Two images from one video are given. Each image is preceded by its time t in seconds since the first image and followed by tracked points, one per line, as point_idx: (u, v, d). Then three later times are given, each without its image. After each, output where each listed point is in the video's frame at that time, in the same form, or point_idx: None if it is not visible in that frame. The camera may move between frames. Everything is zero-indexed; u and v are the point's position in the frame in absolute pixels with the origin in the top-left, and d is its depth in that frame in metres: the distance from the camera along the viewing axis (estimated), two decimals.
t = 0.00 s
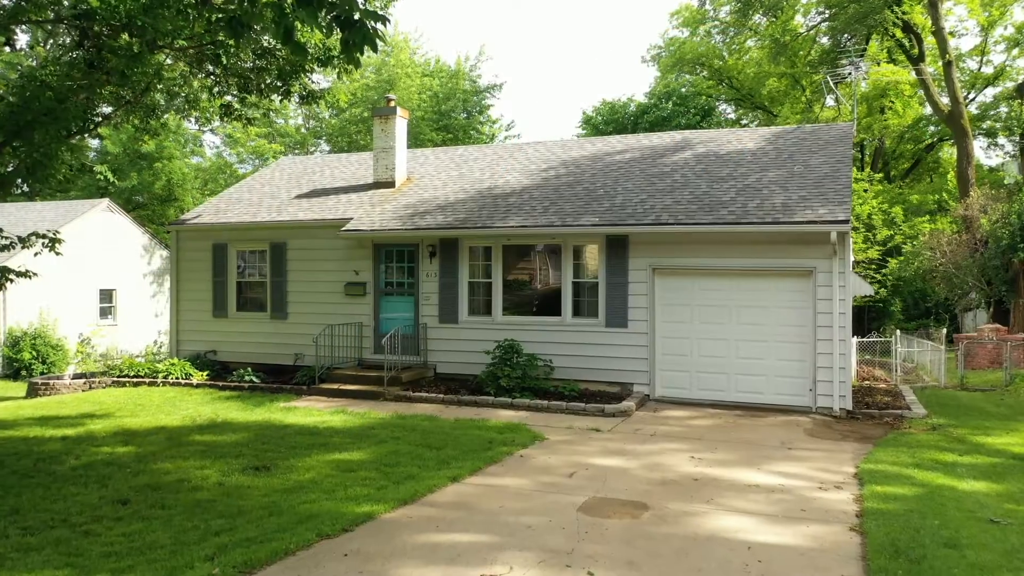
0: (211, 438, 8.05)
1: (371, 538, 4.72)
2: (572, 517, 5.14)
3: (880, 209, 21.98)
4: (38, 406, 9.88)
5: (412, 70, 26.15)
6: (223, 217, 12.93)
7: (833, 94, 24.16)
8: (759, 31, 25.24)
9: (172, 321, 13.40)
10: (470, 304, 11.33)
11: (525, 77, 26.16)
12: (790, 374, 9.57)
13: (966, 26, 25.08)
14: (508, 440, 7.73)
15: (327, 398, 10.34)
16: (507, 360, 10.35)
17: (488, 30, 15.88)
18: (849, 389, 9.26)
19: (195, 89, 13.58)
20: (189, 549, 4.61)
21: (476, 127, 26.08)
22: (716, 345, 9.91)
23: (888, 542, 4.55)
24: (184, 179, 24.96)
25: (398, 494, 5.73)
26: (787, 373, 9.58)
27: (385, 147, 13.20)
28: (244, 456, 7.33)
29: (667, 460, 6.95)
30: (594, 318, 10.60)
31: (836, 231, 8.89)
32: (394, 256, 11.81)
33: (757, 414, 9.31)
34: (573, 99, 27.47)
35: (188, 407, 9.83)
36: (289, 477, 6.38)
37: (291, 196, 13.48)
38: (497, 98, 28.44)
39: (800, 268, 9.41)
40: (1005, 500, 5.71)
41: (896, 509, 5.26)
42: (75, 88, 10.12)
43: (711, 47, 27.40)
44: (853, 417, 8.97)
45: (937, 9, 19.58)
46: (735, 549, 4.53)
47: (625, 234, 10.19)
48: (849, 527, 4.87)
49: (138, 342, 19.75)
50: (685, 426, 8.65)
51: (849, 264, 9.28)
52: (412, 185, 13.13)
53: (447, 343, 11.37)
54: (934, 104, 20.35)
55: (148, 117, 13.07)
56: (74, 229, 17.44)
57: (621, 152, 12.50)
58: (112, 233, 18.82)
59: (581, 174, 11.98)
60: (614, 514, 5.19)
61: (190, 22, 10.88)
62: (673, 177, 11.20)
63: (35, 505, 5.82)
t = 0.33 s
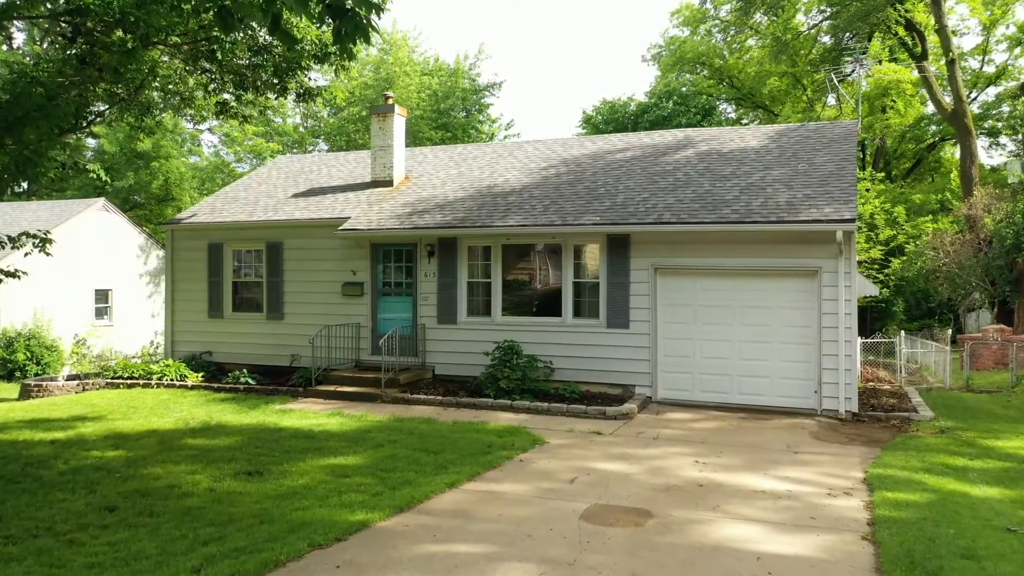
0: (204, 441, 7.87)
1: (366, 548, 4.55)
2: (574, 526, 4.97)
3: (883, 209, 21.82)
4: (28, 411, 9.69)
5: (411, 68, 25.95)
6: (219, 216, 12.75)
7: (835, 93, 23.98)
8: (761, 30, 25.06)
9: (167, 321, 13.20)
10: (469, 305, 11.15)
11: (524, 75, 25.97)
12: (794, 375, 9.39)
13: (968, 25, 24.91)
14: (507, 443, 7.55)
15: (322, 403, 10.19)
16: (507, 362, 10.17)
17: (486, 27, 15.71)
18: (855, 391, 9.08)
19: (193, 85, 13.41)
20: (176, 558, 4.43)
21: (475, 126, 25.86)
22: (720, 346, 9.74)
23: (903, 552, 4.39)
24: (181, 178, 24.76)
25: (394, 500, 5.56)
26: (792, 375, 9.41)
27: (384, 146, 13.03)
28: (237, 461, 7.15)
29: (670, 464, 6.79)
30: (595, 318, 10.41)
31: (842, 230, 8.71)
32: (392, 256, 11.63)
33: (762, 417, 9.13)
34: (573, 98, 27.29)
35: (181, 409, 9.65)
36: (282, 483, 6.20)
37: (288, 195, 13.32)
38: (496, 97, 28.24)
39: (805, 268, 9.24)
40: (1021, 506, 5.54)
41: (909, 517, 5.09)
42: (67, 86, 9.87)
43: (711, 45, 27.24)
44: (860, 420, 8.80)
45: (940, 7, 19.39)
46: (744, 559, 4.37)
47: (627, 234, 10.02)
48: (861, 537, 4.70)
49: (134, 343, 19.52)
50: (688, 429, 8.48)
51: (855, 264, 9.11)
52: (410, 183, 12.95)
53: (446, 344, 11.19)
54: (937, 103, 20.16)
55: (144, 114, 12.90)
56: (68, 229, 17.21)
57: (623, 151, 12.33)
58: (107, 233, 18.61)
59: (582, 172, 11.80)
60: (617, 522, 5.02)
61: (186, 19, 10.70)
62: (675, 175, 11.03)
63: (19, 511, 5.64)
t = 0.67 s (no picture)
0: (196, 445, 7.68)
1: (361, 560, 4.36)
2: (578, 535, 4.77)
3: (886, 209, 21.68)
4: (18, 413, 9.51)
5: (411, 67, 25.76)
6: (215, 215, 12.57)
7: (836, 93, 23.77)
8: (762, 29, 24.90)
9: (162, 322, 13.02)
10: (468, 305, 10.96)
11: (524, 74, 25.82)
12: (800, 377, 9.20)
13: (971, 23, 24.73)
14: (508, 447, 7.36)
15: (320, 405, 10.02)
16: (508, 363, 9.99)
17: (485, 25, 15.53)
18: (863, 393, 8.89)
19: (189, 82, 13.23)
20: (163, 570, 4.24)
21: (475, 125, 25.68)
22: (723, 347, 9.54)
23: (921, 565, 4.20)
24: (179, 178, 24.62)
25: (391, 508, 5.37)
26: (797, 376, 9.22)
27: (381, 144, 12.84)
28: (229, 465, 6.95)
29: (675, 469, 6.59)
30: (596, 319, 10.22)
31: (849, 229, 8.52)
32: (390, 256, 11.44)
33: (768, 420, 8.94)
34: (573, 96, 26.85)
35: (175, 411, 9.46)
36: (276, 489, 6.02)
37: (284, 193, 13.14)
38: (496, 96, 28.08)
39: (812, 267, 9.04)
40: None
41: (925, 526, 4.90)
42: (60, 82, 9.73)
43: (712, 44, 27.07)
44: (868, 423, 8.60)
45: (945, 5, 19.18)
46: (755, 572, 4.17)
47: (629, 233, 9.83)
48: (876, 548, 4.51)
49: (131, 344, 19.32)
50: (693, 432, 8.28)
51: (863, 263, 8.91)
52: (409, 182, 12.75)
53: (444, 345, 11.00)
54: (942, 102, 19.96)
55: (140, 112, 12.74)
56: (64, 229, 17.06)
57: (624, 149, 12.15)
58: (103, 232, 18.43)
59: (584, 170, 11.61)
60: (621, 532, 4.82)
61: (180, 14, 10.52)
62: (677, 173, 10.85)
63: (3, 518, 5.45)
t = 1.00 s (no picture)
0: (190, 449, 7.49)
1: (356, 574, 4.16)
2: (583, 546, 4.57)
3: (891, 208, 21.47)
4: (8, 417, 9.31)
5: (410, 65, 25.50)
6: (212, 214, 12.38)
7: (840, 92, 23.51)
8: (765, 27, 24.69)
9: (158, 322, 12.83)
10: (468, 305, 10.75)
11: (526, 72, 25.62)
12: (808, 379, 8.99)
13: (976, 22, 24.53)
14: (508, 452, 7.15)
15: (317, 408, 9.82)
16: (509, 365, 9.81)
17: (485, 22, 15.33)
18: (872, 396, 8.68)
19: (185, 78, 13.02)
20: None
21: (476, 123, 25.43)
22: (730, 349, 9.33)
23: None
24: (177, 177, 24.41)
25: (387, 517, 5.17)
26: (805, 379, 9.01)
27: (380, 142, 12.62)
28: (222, 470, 6.75)
29: (682, 475, 6.39)
30: (599, 320, 10.01)
31: (859, 228, 8.31)
32: (390, 255, 11.24)
33: (775, 423, 8.73)
34: (575, 94, 26.59)
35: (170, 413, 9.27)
36: (269, 497, 5.82)
37: (282, 192, 12.93)
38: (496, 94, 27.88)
39: (820, 267, 8.84)
40: None
41: (945, 537, 4.69)
42: (51, 78, 9.55)
43: (715, 43, 26.82)
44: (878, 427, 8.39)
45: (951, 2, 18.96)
46: None
47: (633, 232, 9.62)
48: (896, 561, 4.30)
49: (129, 345, 19.12)
50: (699, 436, 8.08)
51: (873, 263, 8.70)
52: (409, 180, 12.54)
53: (445, 347, 10.79)
54: (948, 99, 19.72)
55: (136, 109, 12.53)
56: (59, 228, 16.87)
57: (628, 146, 11.95)
58: (99, 231, 18.24)
59: (586, 169, 11.41)
60: (628, 543, 4.61)
61: (174, 8, 10.28)
62: (682, 171, 10.64)
63: None
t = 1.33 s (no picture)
0: (183, 453, 7.28)
1: None
2: (588, 560, 4.34)
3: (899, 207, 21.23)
4: None
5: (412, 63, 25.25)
6: (209, 213, 12.17)
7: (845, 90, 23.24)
8: (770, 25, 24.44)
9: (154, 323, 12.62)
10: (470, 306, 10.52)
11: (528, 69, 25.38)
12: (818, 382, 8.75)
13: (983, 20, 24.27)
14: (511, 458, 6.92)
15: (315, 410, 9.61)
16: (512, 367, 9.57)
17: (487, 20, 15.14)
18: (885, 399, 8.43)
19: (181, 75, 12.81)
20: None
21: (478, 122, 25.18)
22: (738, 351, 9.09)
23: None
24: (177, 176, 24.22)
25: (383, 528, 4.94)
26: (815, 382, 8.76)
27: (380, 139, 12.39)
28: (214, 476, 6.52)
29: (691, 483, 6.15)
30: (604, 320, 9.77)
31: (872, 226, 8.08)
32: (390, 255, 11.01)
33: (786, 427, 8.48)
34: (579, 92, 26.32)
35: (164, 416, 9.07)
36: (262, 506, 5.60)
37: (281, 191, 12.72)
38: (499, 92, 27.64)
39: (831, 266, 8.60)
40: None
41: (971, 551, 4.45)
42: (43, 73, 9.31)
43: (720, 41, 26.56)
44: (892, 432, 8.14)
45: None
46: None
47: (639, 230, 9.39)
48: None
49: (127, 345, 18.92)
50: (707, 441, 7.84)
51: (886, 262, 8.45)
52: (410, 178, 12.31)
53: (446, 348, 10.56)
54: (956, 96, 19.47)
55: (132, 106, 12.32)
56: (56, 227, 16.66)
57: (633, 144, 11.72)
58: (96, 231, 18.03)
59: (591, 166, 11.18)
60: (636, 557, 4.38)
61: (169, 2, 10.04)
62: (689, 169, 10.40)
63: None
